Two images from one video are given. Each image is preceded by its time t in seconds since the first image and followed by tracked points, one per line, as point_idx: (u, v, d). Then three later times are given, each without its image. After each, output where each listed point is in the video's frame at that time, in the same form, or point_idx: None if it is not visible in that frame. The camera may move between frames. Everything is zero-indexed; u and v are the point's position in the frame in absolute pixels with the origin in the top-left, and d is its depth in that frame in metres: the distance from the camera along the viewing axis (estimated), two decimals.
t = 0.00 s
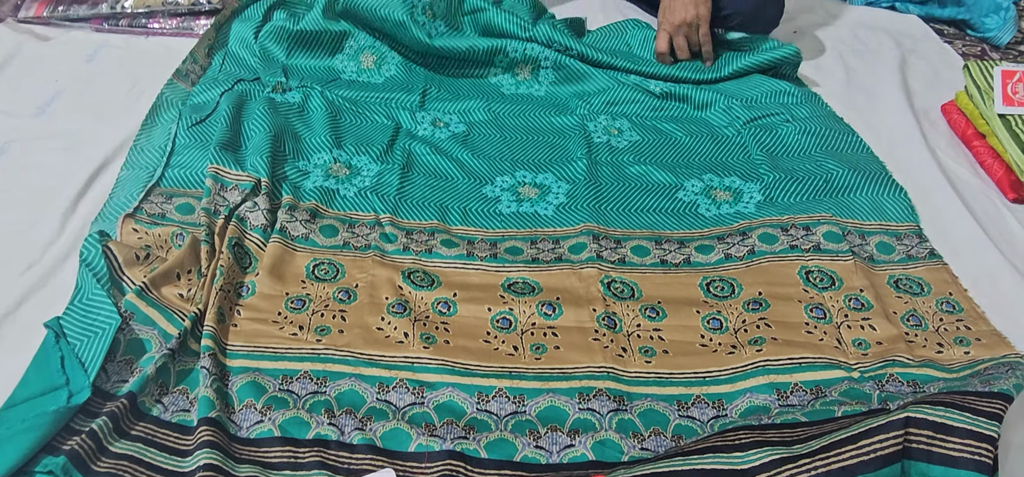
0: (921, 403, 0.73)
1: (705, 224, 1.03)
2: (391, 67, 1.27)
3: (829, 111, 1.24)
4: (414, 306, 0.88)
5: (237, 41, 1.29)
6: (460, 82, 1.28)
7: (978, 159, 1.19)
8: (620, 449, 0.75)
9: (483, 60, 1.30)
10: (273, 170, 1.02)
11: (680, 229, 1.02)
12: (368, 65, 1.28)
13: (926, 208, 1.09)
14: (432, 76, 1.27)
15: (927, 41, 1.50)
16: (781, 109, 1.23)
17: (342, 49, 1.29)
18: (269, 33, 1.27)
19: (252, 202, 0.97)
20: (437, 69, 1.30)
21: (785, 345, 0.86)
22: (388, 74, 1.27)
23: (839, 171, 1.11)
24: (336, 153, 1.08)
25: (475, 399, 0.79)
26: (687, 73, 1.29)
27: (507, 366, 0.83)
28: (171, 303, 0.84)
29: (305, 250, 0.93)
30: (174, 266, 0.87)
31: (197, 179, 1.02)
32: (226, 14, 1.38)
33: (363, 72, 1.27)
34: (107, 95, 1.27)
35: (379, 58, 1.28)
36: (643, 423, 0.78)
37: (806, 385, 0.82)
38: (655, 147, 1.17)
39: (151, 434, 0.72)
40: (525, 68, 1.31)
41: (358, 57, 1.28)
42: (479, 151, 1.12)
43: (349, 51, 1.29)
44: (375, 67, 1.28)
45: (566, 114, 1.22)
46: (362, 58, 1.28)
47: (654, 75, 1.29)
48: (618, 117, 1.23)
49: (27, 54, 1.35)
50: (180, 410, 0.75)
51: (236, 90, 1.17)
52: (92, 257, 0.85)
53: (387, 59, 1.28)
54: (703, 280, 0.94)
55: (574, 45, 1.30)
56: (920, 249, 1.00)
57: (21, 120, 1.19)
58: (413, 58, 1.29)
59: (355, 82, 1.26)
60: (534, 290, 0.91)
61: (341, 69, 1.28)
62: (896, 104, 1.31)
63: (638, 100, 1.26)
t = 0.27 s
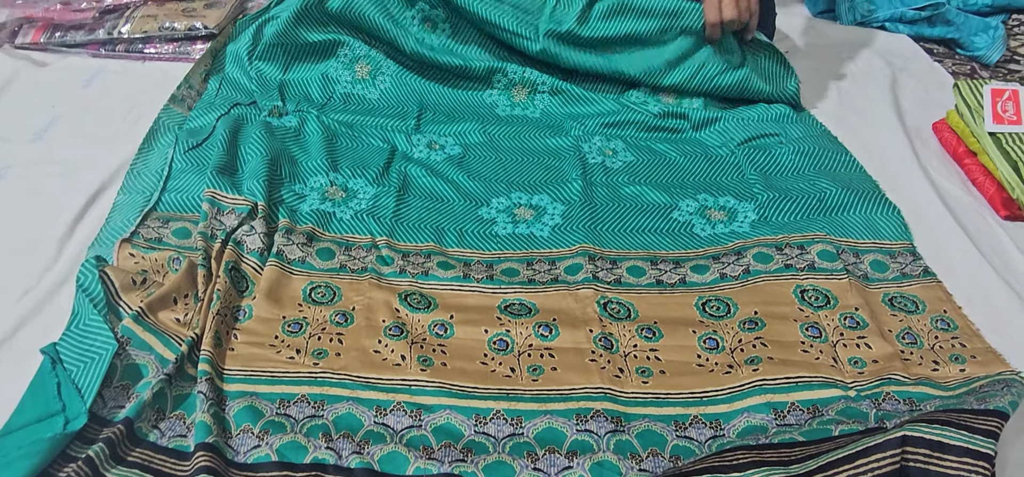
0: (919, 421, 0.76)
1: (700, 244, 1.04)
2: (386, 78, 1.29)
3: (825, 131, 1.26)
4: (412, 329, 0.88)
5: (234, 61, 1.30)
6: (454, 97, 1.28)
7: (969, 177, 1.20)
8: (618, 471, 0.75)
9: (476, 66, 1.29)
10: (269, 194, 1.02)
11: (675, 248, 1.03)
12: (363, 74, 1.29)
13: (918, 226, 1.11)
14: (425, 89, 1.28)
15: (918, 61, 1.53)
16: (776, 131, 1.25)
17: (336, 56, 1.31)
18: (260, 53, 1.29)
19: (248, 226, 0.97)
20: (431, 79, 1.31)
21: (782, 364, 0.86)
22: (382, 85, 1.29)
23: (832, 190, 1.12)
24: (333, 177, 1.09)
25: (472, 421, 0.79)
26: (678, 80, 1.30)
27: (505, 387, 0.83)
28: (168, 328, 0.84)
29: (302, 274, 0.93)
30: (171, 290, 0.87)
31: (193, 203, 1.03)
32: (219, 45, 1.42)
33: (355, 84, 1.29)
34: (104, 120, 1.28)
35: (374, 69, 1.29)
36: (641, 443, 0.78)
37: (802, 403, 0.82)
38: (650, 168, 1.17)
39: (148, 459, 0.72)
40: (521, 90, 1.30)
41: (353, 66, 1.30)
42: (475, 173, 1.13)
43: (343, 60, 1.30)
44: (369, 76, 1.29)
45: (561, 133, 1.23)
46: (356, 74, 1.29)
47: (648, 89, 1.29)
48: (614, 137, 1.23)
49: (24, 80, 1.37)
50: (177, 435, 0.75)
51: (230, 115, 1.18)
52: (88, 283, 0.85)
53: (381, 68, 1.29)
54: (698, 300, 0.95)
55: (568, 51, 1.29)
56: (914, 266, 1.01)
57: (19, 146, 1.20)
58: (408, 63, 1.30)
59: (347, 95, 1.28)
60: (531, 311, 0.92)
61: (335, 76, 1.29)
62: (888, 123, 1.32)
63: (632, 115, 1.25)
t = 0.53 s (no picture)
0: (916, 439, 0.76)
1: (712, 206, 0.96)
2: (381, 36, 1.27)
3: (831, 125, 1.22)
4: (409, 351, 0.88)
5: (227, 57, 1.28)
6: (453, 52, 1.25)
7: (964, 196, 1.22)
8: None
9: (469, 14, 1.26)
10: (267, 218, 1.02)
11: (681, 207, 0.96)
12: (356, 35, 1.27)
13: (916, 247, 1.12)
14: (423, 50, 1.26)
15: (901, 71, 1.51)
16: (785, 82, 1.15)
17: (326, 17, 1.28)
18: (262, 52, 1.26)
19: (245, 251, 0.96)
20: (424, 36, 1.27)
21: (782, 376, 0.83)
22: (377, 44, 1.27)
23: (825, 181, 1.05)
24: (333, 193, 1.09)
25: (471, 445, 0.79)
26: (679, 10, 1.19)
27: (504, 410, 0.82)
28: (164, 354, 0.83)
29: (300, 298, 0.94)
30: (168, 316, 0.86)
31: (189, 227, 1.02)
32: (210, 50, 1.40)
33: (347, 49, 1.27)
34: (102, 144, 1.29)
35: (368, 30, 1.28)
36: (639, 465, 0.79)
37: (801, 423, 0.79)
38: (665, 107, 1.10)
39: None
40: (525, 25, 1.24)
41: (345, 27, 1.28)
42: (475, 152, 1.14)
43: (335, 20, 1.28)
44: (364, 37, 1.27)
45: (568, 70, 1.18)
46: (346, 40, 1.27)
47: (660, 5, 1.20)
48: (626, 77, 1.16)
49: (21, 106, 1.37)
50: (173, 463, 0.75)
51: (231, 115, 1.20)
52: (84, 309, 0.85)
53: (376, 28, 1.28)
54: (702, 287, 0.90)
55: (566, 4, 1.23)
56: (900, 273, 0.98)
57: (16, 173, 1.21)
58: (399, 15, 1.28)
59: (343, 60, 1.26)
60: (528, 327, 0.91)
61: (327, 40, 1.27)
62: (881, 140, 1.32)
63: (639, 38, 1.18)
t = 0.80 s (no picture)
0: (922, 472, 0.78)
1: (698, 235, 1.01)
2: (370, 55, 1.29)
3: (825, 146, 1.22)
4: (394, 346, 0.86)
5: (211, 76, 1.28)
6: (443, 67, 1.27)
7: (957, 215, 1.23)
8: None
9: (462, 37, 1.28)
10: (257, 238, 1.02)
11: (665, 238, 1.01)
12: (346, 51, 1.29)
13: (915, 273, 1.12)
14: (411, 70, 1.28)
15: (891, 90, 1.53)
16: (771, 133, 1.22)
17: (320, 31, 1.29)
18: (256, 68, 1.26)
19: (240, 275, 0.96)
20: (413, 54, 1.28)
21: (780, 380, 0.84)
22: (365, 61, 1.29)
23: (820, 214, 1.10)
24: (319, 195, 1.09)
25: (459, 445, 0.78)
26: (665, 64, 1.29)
27: (489, 396, 0.80)
28: (160, 378, 0.83)
29: (297, 315, 0.94)
30: (163, 340, 0.86)
31: (184, 251, 1.03)
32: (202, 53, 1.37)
33: (336, 63, 1.28)
34: (99, 168, 1.29)
35: (357, 47, 1.29)
36: (635, 462, 0.77)
37: (800, 428, 0.81)
38: (646, 145, 1.13)
39: None
40: (515, 53, 1.28)
41: (337, 43, 1.29)
42: (463, 177, 1.14)
43: (326, 36, 1.29)
44: (353, 54, 1.29)
45: (555, 100, 1.20)
46: (336, 50, 1.29)
47: (640, 71, 1.28)
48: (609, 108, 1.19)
49: (17, 132, 1.38)
50: None
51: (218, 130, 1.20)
52: (78, 334, 0.83)
53: (366, 46, 1.29)
54: (694, 300, 0.93)
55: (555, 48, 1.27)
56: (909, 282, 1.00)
57: (12, 199, 1.21)
58: (388, 33, 1.29)
59: (330, 71, 1.28)
60: (517, 309, 0.88)
61: (316, 51, 1.28)
62: (875, 162, 1.33)
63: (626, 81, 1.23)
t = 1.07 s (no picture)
0: None
1: (685, 300, 1.07)
2: (383, 108, 1.33)
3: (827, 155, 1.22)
4: (398, 341, 0.89)
5: (220, 118, 1.31)
6: (451, 128, 1.33)
7: (953, 235, 1.26)
8: None
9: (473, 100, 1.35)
10: (253, 247, 1.05)
11: (653, 297, 1.06)
12: (360, 104, 1.33)
13: (908, 289, 1.14)
14: (424, 122, 1.33)
15: (899, 122, 1.59)
16: (767, 153, 1.22)
17: (336, 87, 1.34)
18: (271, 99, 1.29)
19: (229, 284, 1.00)
20: (423, 110, 1.33)
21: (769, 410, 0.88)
22: (378, 114, 1.33)
23: (813, 240, 1.10)
24: (322, 211, 1.12)
25: (460, 434, 0.80)
26: (679, 83, 1.31)
27: (494, 399, 0.83)
28: (154, 401, 0.86)
29: (289, 311, 0.96)
30: (158, 363, 0.90)
31: (178, 274, 1.06)
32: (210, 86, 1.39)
33: (348, 116, 1.32)
34: (98, 192, 1.32)
35: (372, 100, 1.34)
36: None
37: (791, 449, 0.84)
38: (640, 213, 1.20)
39: None
40: (520, 120, 1.33)
41: (352, 96, 1.34)
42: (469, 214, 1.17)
43: (342, 90, 1.34)
44: (367, 106, 1.33)
45: (558, 175, 1.26)
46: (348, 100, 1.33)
47: (647, 108, 1.31)
48: (606, 181, 1.24)
49: (14, 156, 1.42)
50: None
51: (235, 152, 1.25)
52: (74, 359, 0.88)
53: (380, 98, 1.34)
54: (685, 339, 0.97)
55: (562, 97, 1.34)
56: (894, 325, 1.01)
57: (10, 223, 1.24)
58: (402, 86, 1.34)
59: (345, 121, 1.32)
60: (523, 324, 0.93)
61: (332, 104, 1.33)
62: (871, 184, 1.37)
63: (629, 125, 1.30)
